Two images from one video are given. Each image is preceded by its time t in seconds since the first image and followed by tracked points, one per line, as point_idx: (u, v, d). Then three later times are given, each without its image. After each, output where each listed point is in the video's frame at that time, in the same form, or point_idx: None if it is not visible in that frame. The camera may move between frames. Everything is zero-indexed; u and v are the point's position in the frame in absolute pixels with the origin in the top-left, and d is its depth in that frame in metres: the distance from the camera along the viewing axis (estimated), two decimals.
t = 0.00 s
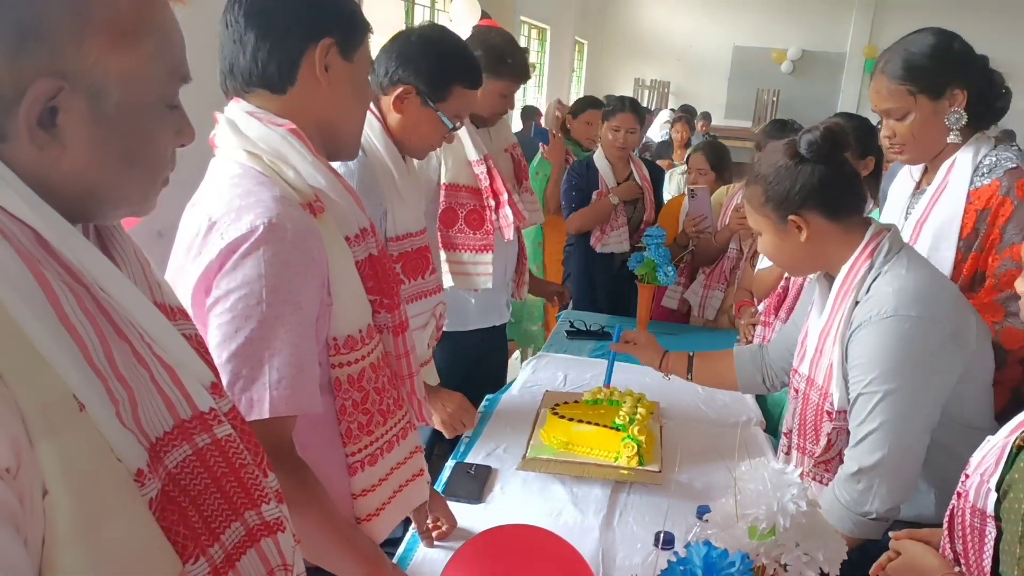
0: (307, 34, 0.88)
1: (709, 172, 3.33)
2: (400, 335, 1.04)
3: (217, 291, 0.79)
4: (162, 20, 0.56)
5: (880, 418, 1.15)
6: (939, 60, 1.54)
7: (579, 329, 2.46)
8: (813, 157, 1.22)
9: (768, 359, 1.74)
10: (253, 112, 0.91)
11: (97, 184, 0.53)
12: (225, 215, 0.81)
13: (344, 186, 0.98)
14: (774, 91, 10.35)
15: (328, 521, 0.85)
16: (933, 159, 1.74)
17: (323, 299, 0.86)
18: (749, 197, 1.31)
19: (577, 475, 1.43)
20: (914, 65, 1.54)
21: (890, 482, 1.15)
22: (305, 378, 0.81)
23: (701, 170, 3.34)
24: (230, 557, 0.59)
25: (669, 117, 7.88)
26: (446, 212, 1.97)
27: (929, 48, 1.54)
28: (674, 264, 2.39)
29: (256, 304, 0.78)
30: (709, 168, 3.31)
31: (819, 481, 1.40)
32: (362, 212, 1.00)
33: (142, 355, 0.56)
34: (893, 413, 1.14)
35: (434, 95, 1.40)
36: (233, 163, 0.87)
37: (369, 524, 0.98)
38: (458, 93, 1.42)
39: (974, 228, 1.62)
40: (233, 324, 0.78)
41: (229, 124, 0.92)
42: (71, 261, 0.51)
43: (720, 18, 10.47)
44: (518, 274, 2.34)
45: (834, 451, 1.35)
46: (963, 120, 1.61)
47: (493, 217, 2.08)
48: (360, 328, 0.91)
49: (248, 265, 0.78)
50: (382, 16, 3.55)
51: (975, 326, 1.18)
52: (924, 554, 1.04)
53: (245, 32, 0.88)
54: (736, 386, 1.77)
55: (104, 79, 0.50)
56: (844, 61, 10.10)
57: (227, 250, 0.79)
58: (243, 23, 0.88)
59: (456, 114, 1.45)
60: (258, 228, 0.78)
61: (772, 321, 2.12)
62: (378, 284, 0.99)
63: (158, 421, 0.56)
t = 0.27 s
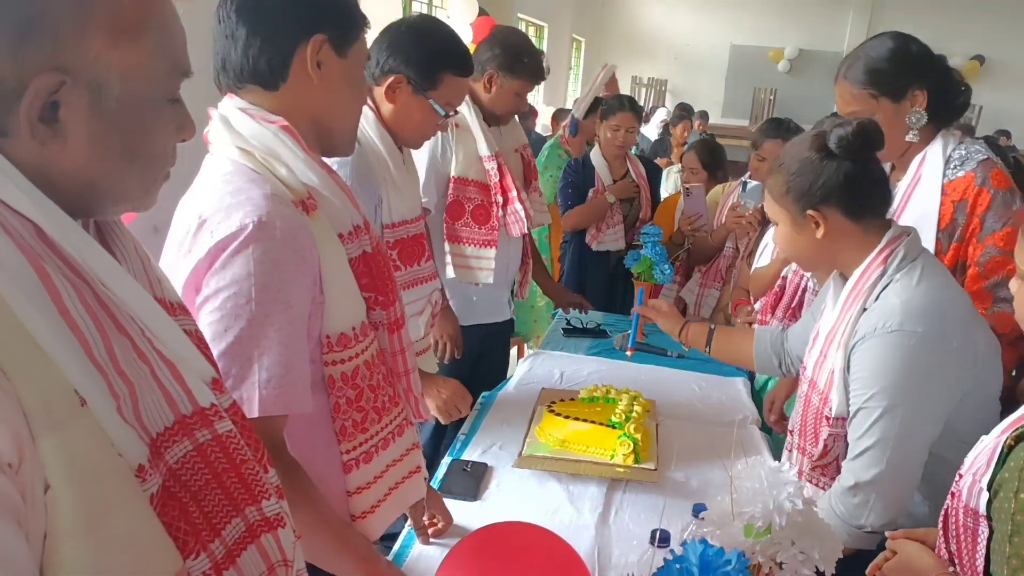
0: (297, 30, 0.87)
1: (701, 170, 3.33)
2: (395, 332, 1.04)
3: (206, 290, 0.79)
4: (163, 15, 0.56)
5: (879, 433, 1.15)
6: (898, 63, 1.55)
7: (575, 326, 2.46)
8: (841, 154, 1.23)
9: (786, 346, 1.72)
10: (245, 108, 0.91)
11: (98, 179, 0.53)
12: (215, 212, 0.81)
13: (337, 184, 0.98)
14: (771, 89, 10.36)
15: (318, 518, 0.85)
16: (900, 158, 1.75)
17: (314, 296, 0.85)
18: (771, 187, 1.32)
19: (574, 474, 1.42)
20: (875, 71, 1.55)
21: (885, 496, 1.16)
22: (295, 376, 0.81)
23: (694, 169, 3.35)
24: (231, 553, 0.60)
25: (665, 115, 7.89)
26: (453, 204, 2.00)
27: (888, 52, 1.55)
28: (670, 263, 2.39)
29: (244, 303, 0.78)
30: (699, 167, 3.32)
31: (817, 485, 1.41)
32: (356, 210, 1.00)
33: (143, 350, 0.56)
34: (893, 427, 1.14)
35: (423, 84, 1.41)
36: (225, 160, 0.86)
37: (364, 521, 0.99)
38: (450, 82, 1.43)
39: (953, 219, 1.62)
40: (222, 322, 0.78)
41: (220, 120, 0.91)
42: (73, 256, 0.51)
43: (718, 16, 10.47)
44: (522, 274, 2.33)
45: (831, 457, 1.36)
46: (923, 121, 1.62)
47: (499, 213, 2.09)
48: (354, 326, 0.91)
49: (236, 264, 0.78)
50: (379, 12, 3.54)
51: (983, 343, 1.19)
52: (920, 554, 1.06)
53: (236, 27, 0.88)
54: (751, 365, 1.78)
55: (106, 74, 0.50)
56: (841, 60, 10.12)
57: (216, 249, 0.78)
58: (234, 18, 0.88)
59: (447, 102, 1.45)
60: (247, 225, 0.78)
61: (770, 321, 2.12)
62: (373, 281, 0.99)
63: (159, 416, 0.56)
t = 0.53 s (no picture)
0: (287, 29, 0.87)
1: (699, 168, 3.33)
2: (391, 330, 1.04)
3: (196, 290, 0.79)
4: (162, 12, 0.56)
5: (875, 429, 1.15)
6: (886, 65, 1.55)
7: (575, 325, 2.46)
8: (867, 144, 1.23)
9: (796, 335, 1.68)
10: (236, 107, 0.91)
11: (99, 177, 0.53)
12: (208, 213, 0.81)
13: (332, 184, 0.98)
14: (770, 89, 10.36)
15: (311, 516, 0.85)
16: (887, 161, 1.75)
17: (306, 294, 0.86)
18: (791, 172, 1.32)
19: (572, 475, 1.42)
20: (865, 71, 1.55)
21: (879, 492, 1.17)
22: (287, 376, 0.81)
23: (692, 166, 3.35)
24: (233, 550, 0.60)
25: (663, 115, 7.90)
26: (449, 199, 2.01)
27: (878, 54, 1.55)
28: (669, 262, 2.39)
29: (234, 303, 0.78)
30: (698, 165, 3.32)
31: (812, 477, 1.38)
32: (350, 208, 0.99)
33: (145, 348, 0.56)
34: (890, 424, 1.14)
35: (416, 75, 1.40)
36: (219, 160, 0.87)
37: (361, 520, 0.99)
38: (440, 72, 1.41)
39: (943, 220, 1.66)
40: (214, 322, 0.79)
41: (213, 119, 0.92)
42: (76, 255, 0.51)
43: (716, 16, 10.47)
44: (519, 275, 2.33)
45: (829, 449, 1.34)
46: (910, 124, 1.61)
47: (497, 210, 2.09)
48: (348, 325, 0.91)
49: (228, 262, 0.78)
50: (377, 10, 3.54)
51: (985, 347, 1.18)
52: (917, 558, 1.07)
53: (227, 26, 0.88)
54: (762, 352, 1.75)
55: (107, 73, 0.50)
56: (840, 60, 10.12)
57: (207, 249, 0.79)
58: (224, 18, 0.88)
59: (441, 92, 1.44)
60: (237, 226, 0.78)
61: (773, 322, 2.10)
62: (367, 279, 0.99)
63: (162, 414, 0.56)
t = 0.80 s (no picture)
0: (280, 31, 0.87)
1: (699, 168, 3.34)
2: (387, 330, 1.05)
3: (192, 292, 0.79)
4: (163, 14, 0.56)
5: (878, 402, 1.13)
6: (887, 67, 1.55)
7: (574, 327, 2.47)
8: (844, 140, 1.24)
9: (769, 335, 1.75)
10: (230, 110, 0.91)
11: (98, 179, 0.53)
12: (202, 215, 0.81)
13: (326, 185, 0.98)
14: (767, 92, 10.39)
15: (308, 517, 0.85)
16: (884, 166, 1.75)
17: (302, 295, 0.86)
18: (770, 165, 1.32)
19: (568, 477, 1.42)
20: (864, 75, 1.55)
21: (884, 468, 1.14)
22: (282, 377, 0.82)
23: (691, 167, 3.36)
24: (230, 552, 0.60)
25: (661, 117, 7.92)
26: (443, 199, 2.06)
27: (878, 58, 1.55)
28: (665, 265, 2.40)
29: (229, 305, 0.78)
30: (698, 165, 3.34)
31: (797, 457, 1.37)
32: (345, 209, 0.99)
33: (144, 351, 0.57)
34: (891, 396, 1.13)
35: (415, 77, 1.40)
36: (213, 162, 0.87)
37: (359, 520, 0.99)
38: (439, 73, 1.42)
39: (935, 230, 1.63)
40: (210, 325, 0.78)
41: (206, 122, 0.92)
42: (76, 259, 0.51)
43: (714, 19, 10.50)
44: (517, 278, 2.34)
45: (812, 426, 1.33)
46: (911, 127, 1.63)
47: (491, 210, 2.07)
48: (344, 325, 0.91)
49: (223, 264, 0.78)
50: (375, 11, 3.55)
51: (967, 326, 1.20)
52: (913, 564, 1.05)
53: (219, 28, 0.88)
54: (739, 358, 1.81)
55: (107, 76, 0.51)
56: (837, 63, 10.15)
57: (201, 251, 0.79)
58: (216, 20, 0.88)
59: (441, 93, 1.44)
60: (232, 228, 0.78)
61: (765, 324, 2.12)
62: (363, 280, 0.99)
63: (159, 416, 0.57)
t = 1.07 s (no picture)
0: (280, 38, 0.88)
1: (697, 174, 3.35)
2: (384, 335, 1.04)
3: (190, 295, 0.80)
4: (161, 22, 0.56)
5: (857, 391, 1.14)
6: (887, 75, 1.57)
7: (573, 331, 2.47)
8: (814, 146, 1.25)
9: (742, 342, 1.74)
10: (231, 116, 0.92)
11: (95, 186, 0.53)
12: (201, 219, 0.81)
13: (323, 189, 0.98)
14: (764, 97, 10.43)
15: (307, 525, 0.85)
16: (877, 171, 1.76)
17: (300, 299, 0.86)
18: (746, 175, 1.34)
19: (564, 483, 1.42)
20: (862, 81, 1.56)
21: (859, 456, 1.16)
22: (280, 383, 0.82)
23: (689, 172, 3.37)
24: (223, 560, 0.61)
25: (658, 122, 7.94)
26: (436, 204, 2.07)
27: (877, 66, 1.56)
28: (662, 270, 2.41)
29: (229, 307, 0.78)
30: (696, 171, 3.35)
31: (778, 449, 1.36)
32: (342, 214, 0.99)
33: (139, 359, 0.57)
34: (870, 386, 1.13)
35: (415, 84, 1.41)
36: (211, 167, 0.87)
37: (356, 523, 0.99)
38: (440, 83, 1.42)
39: (917, 239, 1.62)
40: (208, 328, 0.78)
41: (207, 126, 0.92)
42: (71, 266, 0.52)
43: (711, 24, 10.54)
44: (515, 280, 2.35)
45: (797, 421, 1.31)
46: (906, 136, 1.63)
47: (484, 214, 2.09)
48: (341, 330, 0.92)
49: (222, 267, 0.78)
50: (372, 17, 3.57)
51: (944, 318, 1.21)
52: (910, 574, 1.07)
53: (219, 35, 0.88)
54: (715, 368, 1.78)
55: (104, 84, 0.51)
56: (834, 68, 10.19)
57: (201, 254, 0.79)
58: (216, 27, 0.89)
59: (440, 102, 1.45)
60: (231, 232, 0.79)
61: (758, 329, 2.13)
62: (360, 284, 0.99)
63: (154, 423, 0.57)
